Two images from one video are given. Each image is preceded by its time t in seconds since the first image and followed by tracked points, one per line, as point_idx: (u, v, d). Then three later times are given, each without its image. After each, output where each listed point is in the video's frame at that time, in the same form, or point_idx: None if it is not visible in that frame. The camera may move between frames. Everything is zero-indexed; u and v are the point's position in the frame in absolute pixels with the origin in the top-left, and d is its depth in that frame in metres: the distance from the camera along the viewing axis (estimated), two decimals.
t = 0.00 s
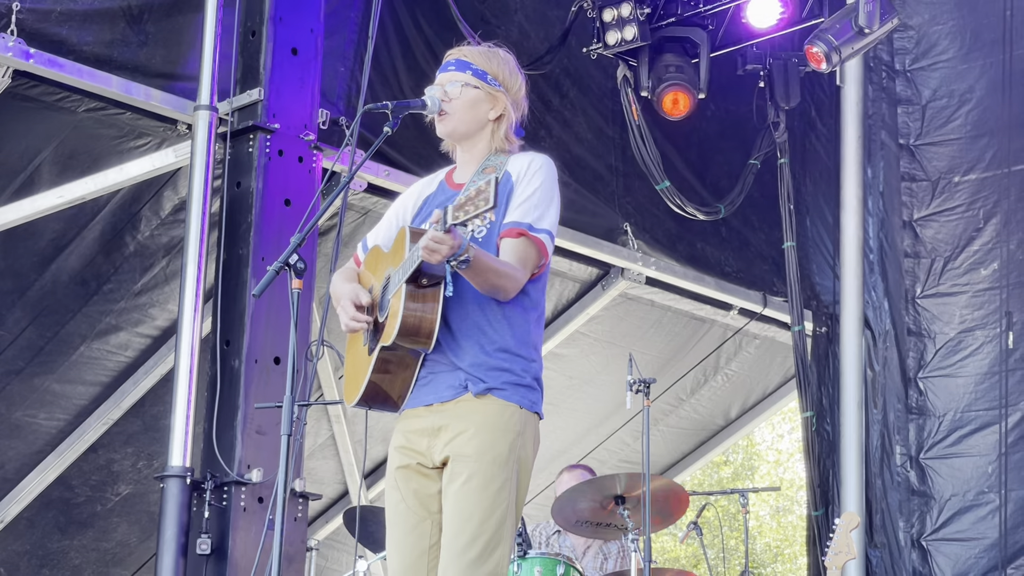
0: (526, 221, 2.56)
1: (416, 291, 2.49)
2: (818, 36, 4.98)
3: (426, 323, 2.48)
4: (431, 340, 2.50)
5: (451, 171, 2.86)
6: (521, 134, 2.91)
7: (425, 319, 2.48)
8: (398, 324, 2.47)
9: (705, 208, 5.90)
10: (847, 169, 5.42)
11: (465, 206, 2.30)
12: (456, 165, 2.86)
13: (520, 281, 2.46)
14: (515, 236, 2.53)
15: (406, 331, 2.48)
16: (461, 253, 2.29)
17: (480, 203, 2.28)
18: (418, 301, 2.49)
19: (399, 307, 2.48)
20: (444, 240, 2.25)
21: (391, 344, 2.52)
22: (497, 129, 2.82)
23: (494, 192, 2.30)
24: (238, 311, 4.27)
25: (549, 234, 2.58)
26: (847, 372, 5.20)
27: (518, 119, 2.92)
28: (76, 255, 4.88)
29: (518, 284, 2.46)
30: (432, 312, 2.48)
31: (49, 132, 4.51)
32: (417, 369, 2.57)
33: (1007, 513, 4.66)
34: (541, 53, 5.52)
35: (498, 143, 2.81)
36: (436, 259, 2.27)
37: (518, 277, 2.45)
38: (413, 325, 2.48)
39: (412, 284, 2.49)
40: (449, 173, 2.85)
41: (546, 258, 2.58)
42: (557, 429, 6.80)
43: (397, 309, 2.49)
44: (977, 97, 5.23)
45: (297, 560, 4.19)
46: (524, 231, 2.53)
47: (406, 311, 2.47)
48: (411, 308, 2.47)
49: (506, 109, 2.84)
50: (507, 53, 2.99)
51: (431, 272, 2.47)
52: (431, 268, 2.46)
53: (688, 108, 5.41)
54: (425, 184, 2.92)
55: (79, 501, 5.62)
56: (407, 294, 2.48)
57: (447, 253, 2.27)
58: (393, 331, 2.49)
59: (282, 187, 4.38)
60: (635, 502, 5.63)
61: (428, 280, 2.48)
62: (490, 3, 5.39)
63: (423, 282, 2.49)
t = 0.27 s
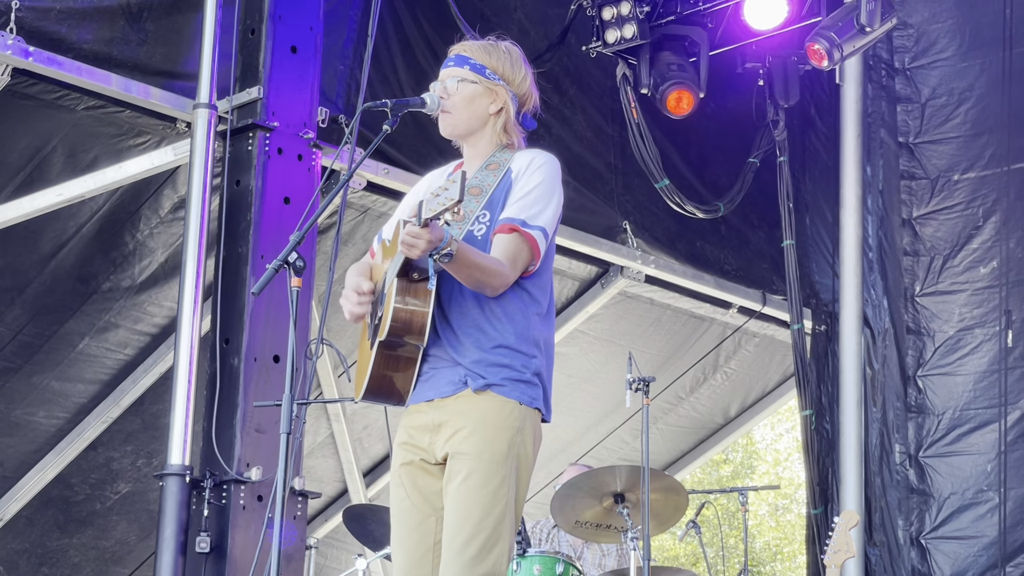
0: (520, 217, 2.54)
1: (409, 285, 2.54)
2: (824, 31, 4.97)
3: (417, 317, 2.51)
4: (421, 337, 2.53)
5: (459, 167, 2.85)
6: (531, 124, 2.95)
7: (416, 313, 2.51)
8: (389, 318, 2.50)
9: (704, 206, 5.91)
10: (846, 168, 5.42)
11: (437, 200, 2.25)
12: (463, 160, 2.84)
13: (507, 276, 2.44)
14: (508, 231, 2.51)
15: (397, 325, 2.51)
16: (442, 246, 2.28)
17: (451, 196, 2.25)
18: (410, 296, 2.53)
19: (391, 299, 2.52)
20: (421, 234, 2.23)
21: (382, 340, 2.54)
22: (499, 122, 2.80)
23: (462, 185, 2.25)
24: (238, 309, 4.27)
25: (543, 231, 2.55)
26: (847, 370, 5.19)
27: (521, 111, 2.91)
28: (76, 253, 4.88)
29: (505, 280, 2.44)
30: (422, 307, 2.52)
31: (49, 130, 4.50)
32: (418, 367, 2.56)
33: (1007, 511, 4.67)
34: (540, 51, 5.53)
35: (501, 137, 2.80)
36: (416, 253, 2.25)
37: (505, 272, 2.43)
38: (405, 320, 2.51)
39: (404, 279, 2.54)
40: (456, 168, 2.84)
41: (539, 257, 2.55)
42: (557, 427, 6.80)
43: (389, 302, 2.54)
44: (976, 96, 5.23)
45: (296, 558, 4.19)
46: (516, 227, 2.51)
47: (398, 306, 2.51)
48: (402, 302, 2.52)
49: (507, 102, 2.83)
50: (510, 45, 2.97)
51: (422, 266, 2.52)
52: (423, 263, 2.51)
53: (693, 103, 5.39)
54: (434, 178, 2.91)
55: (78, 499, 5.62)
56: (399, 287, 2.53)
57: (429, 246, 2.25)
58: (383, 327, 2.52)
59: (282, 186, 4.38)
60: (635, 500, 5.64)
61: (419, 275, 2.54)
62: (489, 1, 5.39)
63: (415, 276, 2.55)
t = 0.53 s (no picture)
0: (527, 224, 2.53)
1: (408, 292, 2.53)
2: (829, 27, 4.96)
3: (418, 320, 2.52)
4: (422, 342, 2.52)
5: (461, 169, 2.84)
6: (535, 128, 2.97)
7: (417, 318, 2.52)
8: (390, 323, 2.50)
9: (705, 205, 5.91)
10: (846, 167, 5.42)
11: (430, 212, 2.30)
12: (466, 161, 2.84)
13: (519, 284, 2.44)
14: (515, 239, 2.51)
15: (398, 329, 2.51)
16: (451, 254, 2.31)
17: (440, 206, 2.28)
18: (409, 301, 2.52)
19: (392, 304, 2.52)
20: (416, 244, 2.27)
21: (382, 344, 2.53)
22: (498, 124, 2.80)
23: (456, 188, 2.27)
24: (238, 307, 4.27)
25: (550, 236, 2.55)
26: (846, 369, 5.19)
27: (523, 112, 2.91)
28: (76, 252, 4.88)
29: (519, 287, 2.44)
30: (423, 312, 2.52)
31: (49, 129, 4.50)
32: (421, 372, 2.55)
33: (1007, 509, 4.67)
34: (541, 49, 5.53)
35: (500, 139, 2.79)
36: (417, 261, 2.29)
37: (517, 278, 2.43)
38: (406, 326, 2.52)
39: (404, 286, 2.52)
40: (461, 171, 2.84)
41: (546, 259, 2.55)
42: (557, 426, 6.80)
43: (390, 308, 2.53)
44: (976, 94, 5.23)
45: (296, 557, 4.19)
46: (524, 234, 2.51)
47: (398, 311, 2.51)
48: (402, 307, 2.51)
49: (507, 104, 2.82)
50: (517, 46, 2.96)
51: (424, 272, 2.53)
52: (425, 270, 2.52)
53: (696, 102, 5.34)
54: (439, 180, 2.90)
55: (78, 497, 5.62)
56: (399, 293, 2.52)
57: (432, 254, 2.29)
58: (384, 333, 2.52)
59: (282, 184, 4.38)
60: (635, 499, 5.63)
61: (420, 282, 2.52)
62: None
63: (416, 283, 2.52)
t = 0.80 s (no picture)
0: (535, 222, 2.53)
1: (411, 291, 2.53)
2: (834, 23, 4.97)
3: (422, 319, 2.52)
4: (427, 342, 2.52)
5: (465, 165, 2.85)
6: (538, 119, 2.95)
7: (422, 317, 2.52)
8: (394, 324, 2.50)
9: (705, 205, 5.89)
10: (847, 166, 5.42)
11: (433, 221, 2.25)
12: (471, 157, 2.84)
13: (534, 283, 2.46)
14: (525, 239, 2.51)
15: (403, 327, 2.51)
16: (456, 265, 2.33)
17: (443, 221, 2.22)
18: (414, 301, 2.53)
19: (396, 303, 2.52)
20: (417, 250, 2.27)
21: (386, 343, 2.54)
22: (493, 118, 2.79)
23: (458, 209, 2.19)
24: (239, 306, 4.27)
25: (558, 234, 2.55)
26: (848, 367, 5.18)
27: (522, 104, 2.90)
28: (77, 251, 4.88)
29: (531, 288, 2.46)
30: (429, 312, 2.52)
31: (49, 128, 4.50)
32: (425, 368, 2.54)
33: (1009, 508, 4.67)
34: (541, 49, 5.53)
35: (498, 132, 2.78)
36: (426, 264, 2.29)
37: (530, 280, 2.45)
38: (410, 326, 2.52)
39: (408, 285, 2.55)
40: (464, 167, 2.84)
41: (555, 256, 2.57)
42: (558, 425, 6.80)
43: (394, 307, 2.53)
44: (977, 93, 5.23)
45: (298, 556, 4.19)
46: (533, 234, 2.51)
47: (402, 311, 2.51)
48: (407, 307, 2.52)
49: (502, 97, 2.81)
50: (511, 39, 2.96)
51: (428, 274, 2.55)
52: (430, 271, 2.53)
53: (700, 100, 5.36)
54: (443, 176, 2.90)
55: (79, 496, 5.63)
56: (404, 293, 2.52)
57: (438, 262, 2.30)
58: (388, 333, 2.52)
59: (283, 183, 4.38)
60: (636, 498, 5.63)
61: (424, 282, 2.55)
62: None
63: (420, 283, 2.55)
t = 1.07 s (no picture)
0: (537, 226, 2.53)
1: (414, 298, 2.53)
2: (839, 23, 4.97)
3: (424, 324, 2.52)
4: (429, 347, 2.53)
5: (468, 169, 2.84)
6: (540, 125, 2.93)
7: (424, 322, 2.52)
8: (397, 329, 2.51)
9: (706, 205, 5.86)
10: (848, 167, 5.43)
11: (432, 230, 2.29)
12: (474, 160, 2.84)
13: (535, 287, 2.45)
14: (526, 242, 2.51)
15: (405, 334, 2.51)
16: (458, 273, 2.35)
17: (441, 229, 2.27)
18: (416, 307, 2.53)
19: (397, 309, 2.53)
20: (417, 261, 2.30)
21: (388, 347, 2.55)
22: (490, 120, 2.78)
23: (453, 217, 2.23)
24: (240, 307, 4.26)
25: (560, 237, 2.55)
26: (849, 368, 5.20)
27: (523, 107, 2.88)
28: (78, 252, 4.88)
29: (533, 291, 2.45)
30: (432, 317, 2.53)
31: (51, 129, 4.51)
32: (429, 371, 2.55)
33: (1010, 509, 4.66)
34: (543, 49, 5.53)
35: (496, 135, 2.78)
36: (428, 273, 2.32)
37: (532, 282, 2.44)
38: (412, 331, 2.52)
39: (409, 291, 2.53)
40: (467, 170, 2.84)
41: (558, 259, 2.57)
42: (559, 425, 6.79)
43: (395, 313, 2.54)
44: (978, 94, 5.22)
45: (299, 557, 4.20)
46: (535, 237, 2.51)
47: (404, 317, 2.52)
48: (410, 313, 2.52)
49: (501, 99, 2.80)
50: (518, 44, 2.95)
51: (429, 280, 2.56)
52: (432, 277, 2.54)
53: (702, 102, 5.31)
54: (447, 180, 2.89)
55: (81, 497, 5.63)
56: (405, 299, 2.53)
57: (440, 271, 2.32)
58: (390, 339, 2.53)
59: (284, 183, 4.39)
60: (637, 499, 5.63)
61: (425, 289, 2.57)
62: None
63: (421, 290, 2.55)
